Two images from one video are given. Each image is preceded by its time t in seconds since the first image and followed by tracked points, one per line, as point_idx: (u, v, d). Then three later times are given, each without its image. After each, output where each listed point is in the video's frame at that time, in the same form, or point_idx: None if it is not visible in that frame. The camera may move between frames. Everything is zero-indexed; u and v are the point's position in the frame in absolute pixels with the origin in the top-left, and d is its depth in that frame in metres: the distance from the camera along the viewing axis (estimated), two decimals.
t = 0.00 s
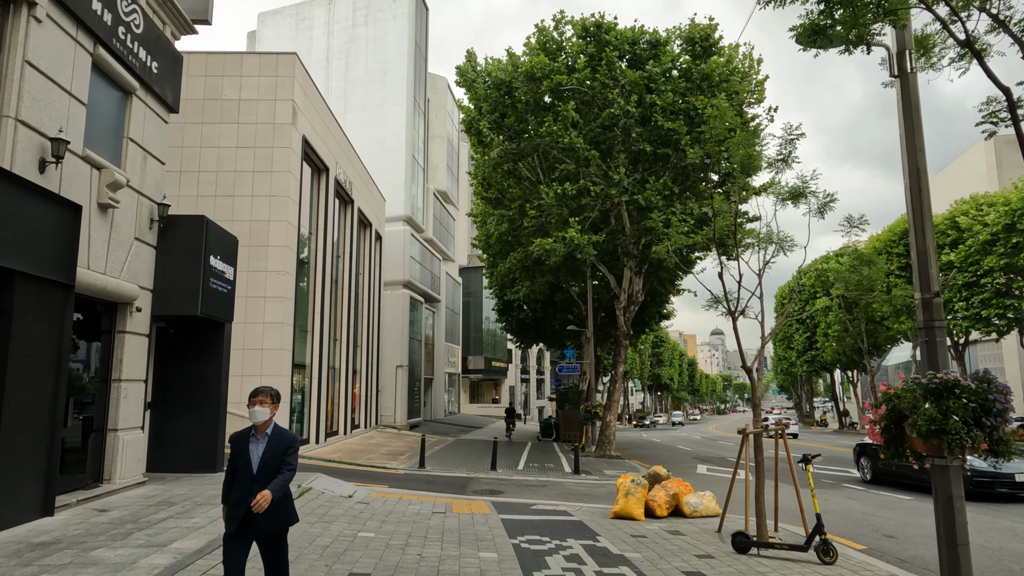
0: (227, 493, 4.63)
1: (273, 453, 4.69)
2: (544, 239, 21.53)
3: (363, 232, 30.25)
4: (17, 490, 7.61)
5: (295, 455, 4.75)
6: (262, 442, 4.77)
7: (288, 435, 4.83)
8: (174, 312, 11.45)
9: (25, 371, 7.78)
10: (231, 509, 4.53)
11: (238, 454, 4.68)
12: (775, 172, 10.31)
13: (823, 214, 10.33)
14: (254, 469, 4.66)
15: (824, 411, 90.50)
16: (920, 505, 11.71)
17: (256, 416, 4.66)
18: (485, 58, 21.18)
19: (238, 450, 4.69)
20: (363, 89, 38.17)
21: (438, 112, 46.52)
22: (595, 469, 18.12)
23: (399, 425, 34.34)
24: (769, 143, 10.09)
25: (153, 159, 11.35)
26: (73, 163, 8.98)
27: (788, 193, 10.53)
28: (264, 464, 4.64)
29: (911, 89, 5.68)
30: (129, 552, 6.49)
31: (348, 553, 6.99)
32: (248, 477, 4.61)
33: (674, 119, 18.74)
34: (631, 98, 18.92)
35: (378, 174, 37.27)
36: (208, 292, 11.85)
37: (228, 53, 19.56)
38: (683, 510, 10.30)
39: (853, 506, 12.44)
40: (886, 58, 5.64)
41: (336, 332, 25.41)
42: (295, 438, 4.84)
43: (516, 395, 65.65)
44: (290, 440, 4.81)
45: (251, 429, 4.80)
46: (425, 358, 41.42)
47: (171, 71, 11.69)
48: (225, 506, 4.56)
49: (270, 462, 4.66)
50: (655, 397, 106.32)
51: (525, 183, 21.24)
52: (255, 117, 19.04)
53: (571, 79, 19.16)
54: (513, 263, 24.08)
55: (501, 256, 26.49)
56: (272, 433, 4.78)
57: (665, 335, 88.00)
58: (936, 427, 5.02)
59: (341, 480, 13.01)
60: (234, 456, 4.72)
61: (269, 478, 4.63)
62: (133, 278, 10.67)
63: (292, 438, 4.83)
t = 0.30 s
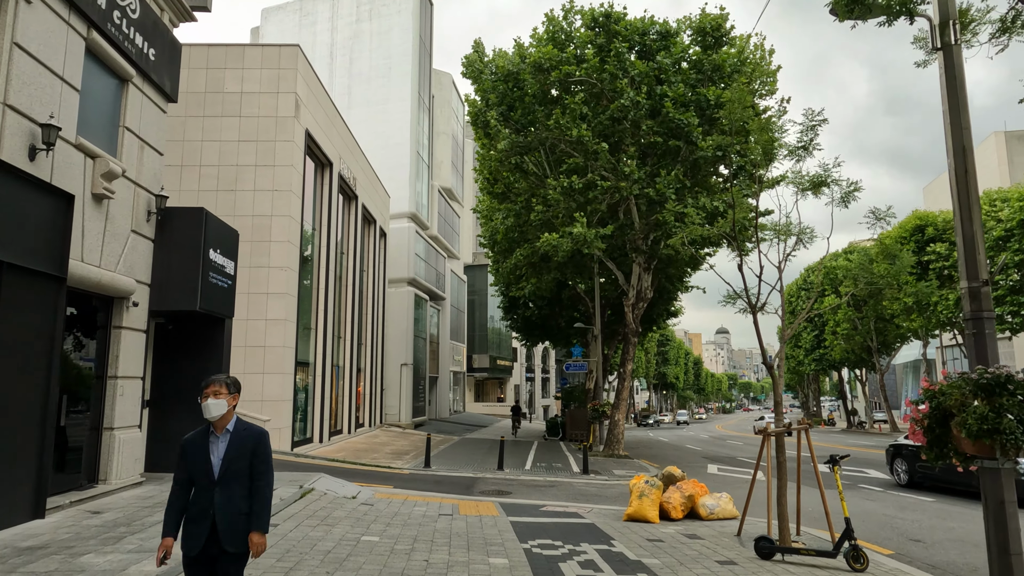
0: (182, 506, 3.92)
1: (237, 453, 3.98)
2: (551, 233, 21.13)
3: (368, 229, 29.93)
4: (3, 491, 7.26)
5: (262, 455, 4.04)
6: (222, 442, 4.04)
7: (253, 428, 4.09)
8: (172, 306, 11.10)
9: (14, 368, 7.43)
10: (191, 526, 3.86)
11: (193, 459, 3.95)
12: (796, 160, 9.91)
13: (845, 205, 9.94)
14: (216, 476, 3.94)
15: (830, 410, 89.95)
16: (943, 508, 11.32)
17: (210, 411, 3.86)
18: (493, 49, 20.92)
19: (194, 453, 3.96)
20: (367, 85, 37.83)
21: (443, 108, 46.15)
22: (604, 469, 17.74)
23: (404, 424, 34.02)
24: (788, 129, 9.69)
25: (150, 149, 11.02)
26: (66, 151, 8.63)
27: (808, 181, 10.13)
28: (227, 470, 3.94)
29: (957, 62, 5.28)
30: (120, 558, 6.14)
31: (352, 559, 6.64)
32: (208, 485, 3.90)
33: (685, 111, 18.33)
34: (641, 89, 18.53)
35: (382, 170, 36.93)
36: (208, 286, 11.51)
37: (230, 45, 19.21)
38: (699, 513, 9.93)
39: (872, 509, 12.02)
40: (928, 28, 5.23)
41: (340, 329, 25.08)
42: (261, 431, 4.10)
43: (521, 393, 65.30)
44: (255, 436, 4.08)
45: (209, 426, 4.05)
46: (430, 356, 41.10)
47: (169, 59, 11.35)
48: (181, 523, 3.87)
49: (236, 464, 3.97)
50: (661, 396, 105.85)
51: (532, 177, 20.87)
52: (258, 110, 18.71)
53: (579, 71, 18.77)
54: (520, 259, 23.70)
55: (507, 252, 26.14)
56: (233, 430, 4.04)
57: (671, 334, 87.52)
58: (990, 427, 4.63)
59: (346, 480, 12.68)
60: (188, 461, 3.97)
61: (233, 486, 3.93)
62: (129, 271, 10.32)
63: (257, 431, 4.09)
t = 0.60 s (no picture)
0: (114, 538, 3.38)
1: (185, 475, 3.48)
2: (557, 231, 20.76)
3: (372, 227, 29.63)
4: None
5: (217, 477, 3.55)
6: (165, 460, 3.52)
7: (206, 446, 3.61)
8: (168, 304, 10.74)
9: None
10: (123, 561, 3.34)
11: (130, 481, 3.43)
12: (815, 150, 9.56)
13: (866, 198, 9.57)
14: (154, 503, 3.41)
15: (838, 411, 89.28)
16: (965, 512, 10.93)
17: (151, 420, 3.38)
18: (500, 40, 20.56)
19: (133, 474, 3.43)
20: (371, 82, 37.55)
21: (447, 106, 45.83)
22: (612, 470, 17.36)
23: (409, 425, 33.69)
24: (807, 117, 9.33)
25: (147, 142, 10.69)
26: (55, 142, 8.33)
27: (827, 173, 9.78)
28: (172, 493, 3.42)
29: (999, 37, 4.95)
30: (105, 567, 5.79)
31: (351, 568, 6.27)
32: (145, 514, 3.37)
33: (695, 104, 17.96)
34: (650, 83, 18.17)
35: (386, 169, 36.63)
36: (206, 282, 11.17)
37: (230, 39, 18.89)
38: (714, 517, 9.56)
39: (891, 513, 11.60)
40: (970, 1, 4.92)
41: (343, 328, 24.76)
42: (216, 450, 3.62)
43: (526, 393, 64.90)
44: (206, 452, 3.58)
45: (151, 440, 3.55)
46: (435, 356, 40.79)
47: (166, 50, 11.06)
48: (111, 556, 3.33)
49: (182, 488, 3.45)
50: (666, 396, 105.35)
51: (538, 173, 20.51)
52: (259, 105, 18.42)
53: (586, 64, 18.41)
54: (525, 256, 23.35)
55: (512, 250, 25.81)
56: (181, 446, 3.54)
57: (676, 334, 87.01)
58: None
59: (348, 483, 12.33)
60: (124, 483, 3.44)
61: (177, 515, 3.41)
62: (123, 267, 10.00)
63: (211, 450, 3.60)
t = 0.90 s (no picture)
0: None
1: (74, 500, 2.72)
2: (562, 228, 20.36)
3: (373, 225, 29.27)
4: None
5: (117, 500, 2.79)
6: (52, 478, 2.79)
7: (111, 462, 2.84)
8: (160, 302, 10.37)
9: None
10: None
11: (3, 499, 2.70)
12: (832, 140, 9.17)
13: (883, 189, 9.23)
14: (29, 533, 2.67)
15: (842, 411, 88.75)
16: (988, 518, 10.53)
17: (43, 424, 2.70)
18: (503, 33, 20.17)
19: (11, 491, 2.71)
20: (372, 80, 37.19)
21: (449, 104, 45.46)
22: (618, 472, 16.96)
23: (410, 425, 33.30)
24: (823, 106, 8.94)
25: (138, 134, 10.32)
26: (38, 131, 7.97)
27: (843, 164, 9.38)
28: (49, 523, 2.67)
29: None
30: None
31: None
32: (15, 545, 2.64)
33: (703, 97, 17.57)
34: (657, 76, 17.78)
35: (388, 167, 36.27)
36: (199, 279, 10.78)
37: (227, 33, 18.53)
38: (727, 524, 9.16)
39: (909, 519, 11.16)
40: None
41: (344, 328, 24.38)
42: (127, 468, 2.86)
43: (529, 393, 64.48)
44: (113, 468, 2.84)
45: (43, 450, 2.84)
46: (437, 356, 40.39)
47: (157, 39, 10.71)
48: None
49: (63, 519, 2.69)
50: (670, 396, 104.83)
51: (542, 169, 20.14)
52: (257, 100, 18.06)
53: (591, 57, 18.02)
54: (529, 255, 22.95)
55: (515, 248, 25.42)
56: (74, 458, 2.81)
57: (680, 334, 86.49)
58: None
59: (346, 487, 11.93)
60: None
61: (56, 551, 2.67)
62: (112, 263, 9.64)
63: (117, 468, 2.83)
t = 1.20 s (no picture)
0: None
1: None
2: (565, 225, 19.99)
3: (373, 223, 28.93)
4: None
5: None
6: None
7: None
8: (152, 299, 9.99)
9: None
10: None
11: None
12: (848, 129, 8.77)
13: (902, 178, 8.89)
14: None
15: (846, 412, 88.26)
16: (1012, 524, 10.14)
17: None
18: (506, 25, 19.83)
19: None
20: (373, 76, 36.82)
21: (451, 102, 45.07)
22: (624, 474, 16.57)
23: (411, 425, 32.90)
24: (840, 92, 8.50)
25: (128, 125, 9.96)
26: (20, 118, 7.62)
27: (859, 154, 8.98)
28: None
29: None
30: None
31: None
32: None
33: (711, 90, 17.20)
34: (663, 69, 17.42)
35: (389, 164, 35.91)
36: (192, 275, 10.39)
37: (225, 26, 18.17)
38: (741, 529, 8.79)
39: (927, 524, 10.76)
40: None
41: (344, 327, 24.02)
42: None
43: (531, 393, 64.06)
44: None
45: None
46: (438, 355, 40.01)
47: (148, 27, 10.36)
48: None
49: None
50: (672, 396, 104.37)
51: (545, 165, 19.77)
52: (255, 93, 17.71)
53: (596, 49, 17.67)
54: (531, 252, 22.60)
55: (518, 245, 25.07)
56: None
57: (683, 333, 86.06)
58: None
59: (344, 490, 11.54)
60: None
61: None
62: (101, 258, 9.28)
63: None
